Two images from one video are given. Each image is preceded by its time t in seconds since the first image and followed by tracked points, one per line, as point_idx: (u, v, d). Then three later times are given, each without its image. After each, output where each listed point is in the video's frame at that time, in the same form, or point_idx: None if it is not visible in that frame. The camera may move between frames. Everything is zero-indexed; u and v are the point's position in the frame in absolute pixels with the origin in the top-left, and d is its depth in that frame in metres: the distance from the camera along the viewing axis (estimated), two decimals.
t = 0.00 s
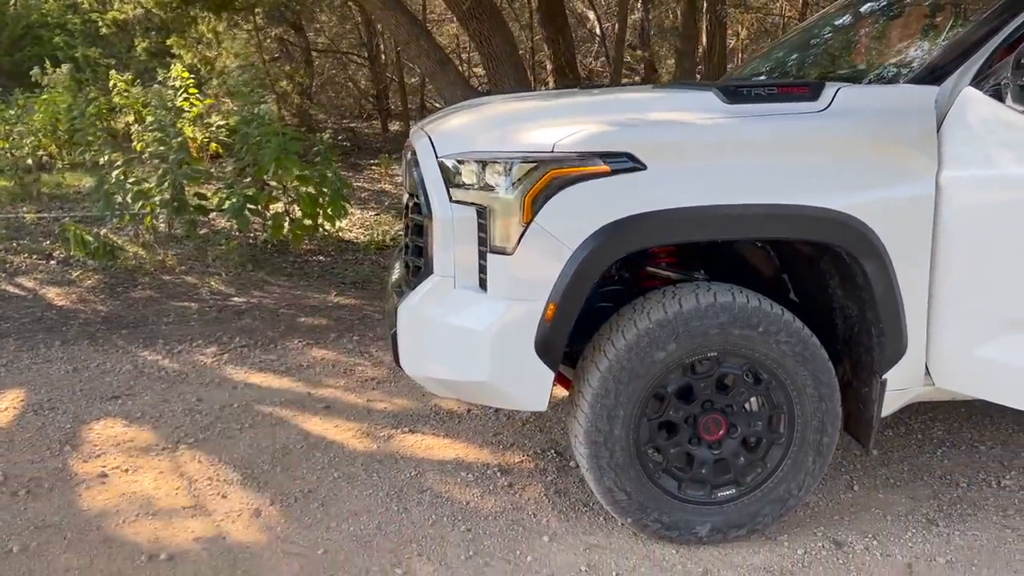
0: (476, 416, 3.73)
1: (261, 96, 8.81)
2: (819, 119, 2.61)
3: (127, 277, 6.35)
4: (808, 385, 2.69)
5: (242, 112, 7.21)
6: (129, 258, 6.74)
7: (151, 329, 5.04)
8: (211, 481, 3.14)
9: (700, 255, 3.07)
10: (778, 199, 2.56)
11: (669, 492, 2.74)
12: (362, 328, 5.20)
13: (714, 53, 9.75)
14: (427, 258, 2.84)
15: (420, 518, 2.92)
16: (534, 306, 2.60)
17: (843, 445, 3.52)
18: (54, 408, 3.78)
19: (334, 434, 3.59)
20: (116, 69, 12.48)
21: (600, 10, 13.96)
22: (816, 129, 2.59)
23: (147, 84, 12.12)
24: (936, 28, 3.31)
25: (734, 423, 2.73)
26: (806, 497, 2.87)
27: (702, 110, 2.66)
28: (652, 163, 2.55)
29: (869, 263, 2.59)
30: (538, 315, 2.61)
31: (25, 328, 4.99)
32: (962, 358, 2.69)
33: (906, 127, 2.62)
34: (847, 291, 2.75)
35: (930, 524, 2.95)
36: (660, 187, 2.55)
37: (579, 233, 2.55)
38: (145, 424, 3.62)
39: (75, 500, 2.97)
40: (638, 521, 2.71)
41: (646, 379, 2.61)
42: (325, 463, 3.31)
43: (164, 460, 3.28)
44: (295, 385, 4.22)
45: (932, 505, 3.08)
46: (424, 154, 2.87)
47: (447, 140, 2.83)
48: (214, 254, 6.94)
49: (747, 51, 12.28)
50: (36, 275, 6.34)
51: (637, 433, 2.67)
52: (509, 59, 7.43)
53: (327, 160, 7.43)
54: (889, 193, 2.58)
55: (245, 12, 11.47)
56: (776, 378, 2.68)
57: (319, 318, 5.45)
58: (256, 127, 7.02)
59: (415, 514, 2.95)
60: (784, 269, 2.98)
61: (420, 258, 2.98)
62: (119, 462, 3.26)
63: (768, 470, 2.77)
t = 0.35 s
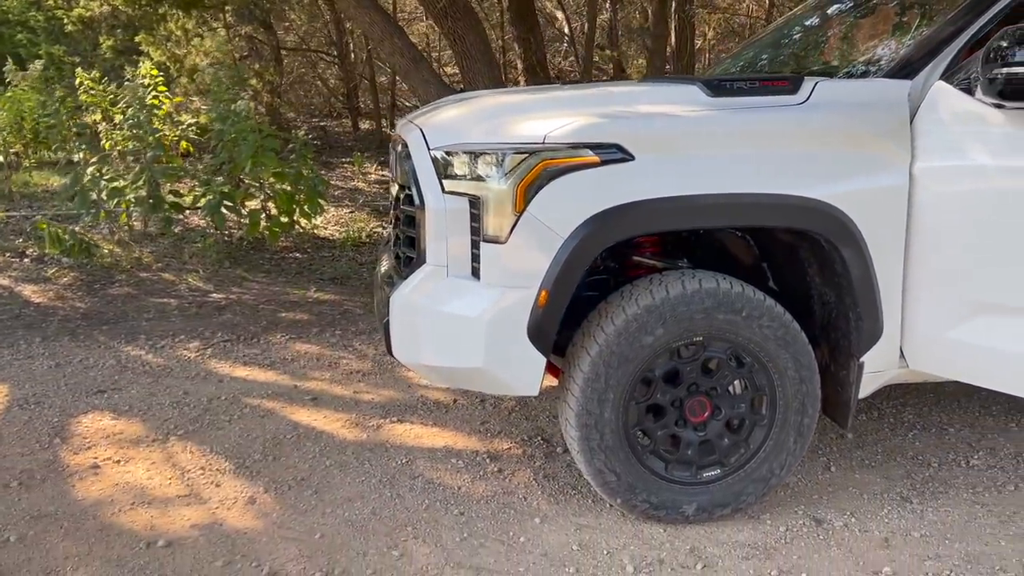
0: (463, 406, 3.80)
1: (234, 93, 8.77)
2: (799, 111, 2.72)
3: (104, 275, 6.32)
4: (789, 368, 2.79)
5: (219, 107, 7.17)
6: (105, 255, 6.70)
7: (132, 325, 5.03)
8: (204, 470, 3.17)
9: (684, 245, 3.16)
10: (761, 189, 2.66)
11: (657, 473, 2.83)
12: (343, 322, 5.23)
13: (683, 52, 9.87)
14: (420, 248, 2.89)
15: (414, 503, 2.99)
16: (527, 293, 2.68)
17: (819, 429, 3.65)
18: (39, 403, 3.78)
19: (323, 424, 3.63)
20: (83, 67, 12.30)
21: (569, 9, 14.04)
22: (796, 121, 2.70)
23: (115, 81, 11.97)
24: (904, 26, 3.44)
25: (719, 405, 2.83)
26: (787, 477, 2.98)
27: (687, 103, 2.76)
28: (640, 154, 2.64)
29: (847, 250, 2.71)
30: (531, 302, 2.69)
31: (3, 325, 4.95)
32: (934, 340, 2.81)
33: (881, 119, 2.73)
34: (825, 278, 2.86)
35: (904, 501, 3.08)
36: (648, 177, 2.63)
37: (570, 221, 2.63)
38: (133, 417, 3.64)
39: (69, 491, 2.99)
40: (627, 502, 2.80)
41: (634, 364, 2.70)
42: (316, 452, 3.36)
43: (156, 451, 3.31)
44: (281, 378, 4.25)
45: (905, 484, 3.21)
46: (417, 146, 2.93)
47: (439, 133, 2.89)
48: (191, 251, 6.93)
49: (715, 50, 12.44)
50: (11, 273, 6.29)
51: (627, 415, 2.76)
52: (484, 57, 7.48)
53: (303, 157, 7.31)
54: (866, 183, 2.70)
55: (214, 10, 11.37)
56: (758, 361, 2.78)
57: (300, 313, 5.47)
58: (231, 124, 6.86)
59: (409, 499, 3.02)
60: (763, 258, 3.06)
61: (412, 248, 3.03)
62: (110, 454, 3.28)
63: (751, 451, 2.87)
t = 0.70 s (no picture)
0: (448, 404, 3.81)
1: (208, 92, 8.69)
2: (782, 111, 2.78)
3: (79, 277, 6.26)
4: (773, 363, 2.84)
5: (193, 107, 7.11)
6: (79, 257, 6.63)
7: (110, 326, 4.98)
8: (191, 470, 3.17)
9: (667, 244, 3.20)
10: (745, 187, 2.71)
11: (644, 467, 2.87)
12: (324, 322, 5.21)
13: (657, 53, 9.92)
14: (408, 247, 2.90)
15: (403, 501, 3.01)
16: (517, 291, 2.71)
17: (799, 423, 3.71)
18: (19, 405, 3.74)
19: (309, 424, 3.63)
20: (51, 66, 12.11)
21: (542, 10, 14.07)
22: (779, 121, 2.76)
23: (85, 81, 11.80)
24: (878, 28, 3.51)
25: (705, 400, 2.87)
26: (771, 469, 3.04)
27: (673, 103, 2.80)
28: (627, 154, 2.68)
29: (829, 247, 2.77)
30: (520, 300, 2.71)
31: None
32: (912, 334, 2.88)
33: (860, 120, 2.80)
34: (806, 275, 2.93)
35: (884, 492, 3.15)
36: (635, 176, 2.68)
37: (559, 220, 2.67)
38: (116, 419, 3.62)
39: (54, 493, 2.98)
40: (615, 496, 2.85)
41: (622, 360, 2.74)
42: (304, 451, 3.36)
43: (141, 452, 3.31)
44: (264, 378, 4.23)
45: (885, 476, 3.28)
46: (405, 146, 2.94)
47: (427, 133, 2.91)
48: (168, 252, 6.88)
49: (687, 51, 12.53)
50: None
51: (615, 411, 2.80)
52: (461, 57, 7.48)
53: (279, 156, 7.28)
54: (846, 181, 2.77)
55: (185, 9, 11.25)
56: (743, 356, 2.84)
57: (281, 313, 5.44)
58: (208, 124, 6.76)
59: (398, 497, 3.03)
60: (744, 255, 3.11)
61: (400, 247, 3.05)
62: (95, 455, 3.26)
63: (736, 445, 2.92)
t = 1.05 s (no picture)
0: (430, 403, 3.80)
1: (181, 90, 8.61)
2: (763, 109, 2.80)
3: (52, 278, 6.17)
4: (755, 359, 2.87)
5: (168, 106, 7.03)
6: (52, 257, 6.53)
7: (85, 328, 4.91)
8: (171, 472, 3.14)
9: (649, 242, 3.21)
10: (728, 184, 2.73)
11: (629, 464, 2.89)
12: (303, 322, 5.17)
13: (633, 54, 9.95)
14: (391, 245, 2.89)
15: (387, 500, 2.99)
16: (502, 288, 2.70)
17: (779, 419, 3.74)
18: None
19: (290, 424, 3.60)
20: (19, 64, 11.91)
21: (518, 10, 14.06)
22: (761, 119, 2.78)
23: (55, 80, 11.62)
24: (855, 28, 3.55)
25: (688, 396, 2.89)
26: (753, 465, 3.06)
27: (655, 101, 2.81)
28: (611, 151, 2.69)
29: (810, 244, 2.79)
30: (505, 298, 2.71)
31: None
32: (891, 329, 2.91)
33: (840, 118, 2.83)
34: (788, 272, 2.95)
35: (864, 486, 3.19)
36: (619, 173, 2.69)
37: (544, 217, 2.67)
38: (93, 421, 3.57)
39: (31, 496, 2.94)
40: (600, 493, 2.86)
41: (606, 357, 2.75)
42: (285, 451, 3.33)
43: (119, 455, 3.26)
44: (243, 379, 4.19)
45: (864, 470, 3.32)
46: (387, 144, 2.93)
47: (410, 131, 2.90)
48: (142, 253, 6.79)
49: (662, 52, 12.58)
50: None
51: (599, 408, 2.81)
52: (439, 57, 7.46)
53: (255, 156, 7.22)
54: (826, 178, 2.80)
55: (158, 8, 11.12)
56: (725, 353, 2.86)
57: (259, 313, 5.39)
58: (183, 124, 6.69)
59: (382, 496, 3.02)
60: (725, 252, 3.14)
61: (382, 246, 3.04)
62: (72, 458, 3.22)
63: (719, 441, 2.94)
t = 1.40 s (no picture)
0: (408, 404, 3.80)
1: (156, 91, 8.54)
2: (737, 111, 2.84)
3: (24, 281, 6.10)
4: (731, 358, 2.90)
5: (142, 106, 6.98)
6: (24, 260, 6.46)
7: (59, 331, 4.86)
8: (147, 475, 3.12)
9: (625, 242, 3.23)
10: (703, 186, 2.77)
11: (607, 463, 2.91)
12: (280, 324, 5.15)
13: (609, 55, 9.99)
14: (369, 246, 2.89)
15: (366, 501, 2.99)
16: (480, 289, 2.72)
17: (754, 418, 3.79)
18: None
19: (267, 426, 3.59)
20: None
21: (495, 11, 14.09)
22: (735, 121, 2.82)
23: (26, 80, 11.48)
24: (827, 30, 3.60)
25: (665, 395, 2.92)
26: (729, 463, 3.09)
27: (631, 103, 2.84)
28: (588, 153, 2.71)
29: (784, 244, 2.83)
30: (484, 298, 2.72)
31: None
32: (864, 329, 2.95)
33: (812, 120, 2.88)
34: (762, 272, 2.99)
35: (838, 483, 3.23)
36: (596, 174, 2.71)
37: (522, 218, 2.69)
38: (68, 424, 3.54)
39: (5, 501, 2.91)
40: (578, 492, 2.88)
41: (584, 357, 2.77)
42: (263, 454, 3.32)
43: (95, 458, 3.24)
44: (220, 381, 4.17)
45: (838, 467, 3.36)
46: (365, 146, 2.93)
47: (387, 132, 2.91)
48: (117, 255, 6.74)
49: (638, 54, 12.64)
50: None
51: (577, 408, 2.83)
52: (416, 58, 7.45)
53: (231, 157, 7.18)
54: (800, 180, 2.84)
55: (131, 8, 11.01)
56: (701, 352, 2.89)
57: (235, 315, 5.36)
58: (158, 124, 6.63)
59: (360, 497, 3.02)
60: (701, 253, 3.17)
61: (359, 247, 3.04)
62: (47, 462, 3.20)
63: (696, 439, 2.97)
